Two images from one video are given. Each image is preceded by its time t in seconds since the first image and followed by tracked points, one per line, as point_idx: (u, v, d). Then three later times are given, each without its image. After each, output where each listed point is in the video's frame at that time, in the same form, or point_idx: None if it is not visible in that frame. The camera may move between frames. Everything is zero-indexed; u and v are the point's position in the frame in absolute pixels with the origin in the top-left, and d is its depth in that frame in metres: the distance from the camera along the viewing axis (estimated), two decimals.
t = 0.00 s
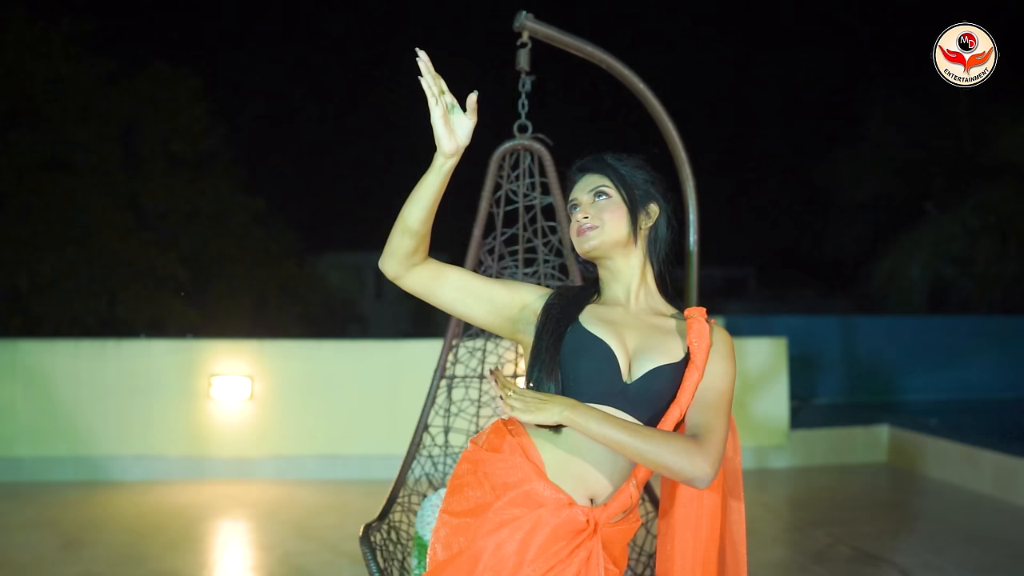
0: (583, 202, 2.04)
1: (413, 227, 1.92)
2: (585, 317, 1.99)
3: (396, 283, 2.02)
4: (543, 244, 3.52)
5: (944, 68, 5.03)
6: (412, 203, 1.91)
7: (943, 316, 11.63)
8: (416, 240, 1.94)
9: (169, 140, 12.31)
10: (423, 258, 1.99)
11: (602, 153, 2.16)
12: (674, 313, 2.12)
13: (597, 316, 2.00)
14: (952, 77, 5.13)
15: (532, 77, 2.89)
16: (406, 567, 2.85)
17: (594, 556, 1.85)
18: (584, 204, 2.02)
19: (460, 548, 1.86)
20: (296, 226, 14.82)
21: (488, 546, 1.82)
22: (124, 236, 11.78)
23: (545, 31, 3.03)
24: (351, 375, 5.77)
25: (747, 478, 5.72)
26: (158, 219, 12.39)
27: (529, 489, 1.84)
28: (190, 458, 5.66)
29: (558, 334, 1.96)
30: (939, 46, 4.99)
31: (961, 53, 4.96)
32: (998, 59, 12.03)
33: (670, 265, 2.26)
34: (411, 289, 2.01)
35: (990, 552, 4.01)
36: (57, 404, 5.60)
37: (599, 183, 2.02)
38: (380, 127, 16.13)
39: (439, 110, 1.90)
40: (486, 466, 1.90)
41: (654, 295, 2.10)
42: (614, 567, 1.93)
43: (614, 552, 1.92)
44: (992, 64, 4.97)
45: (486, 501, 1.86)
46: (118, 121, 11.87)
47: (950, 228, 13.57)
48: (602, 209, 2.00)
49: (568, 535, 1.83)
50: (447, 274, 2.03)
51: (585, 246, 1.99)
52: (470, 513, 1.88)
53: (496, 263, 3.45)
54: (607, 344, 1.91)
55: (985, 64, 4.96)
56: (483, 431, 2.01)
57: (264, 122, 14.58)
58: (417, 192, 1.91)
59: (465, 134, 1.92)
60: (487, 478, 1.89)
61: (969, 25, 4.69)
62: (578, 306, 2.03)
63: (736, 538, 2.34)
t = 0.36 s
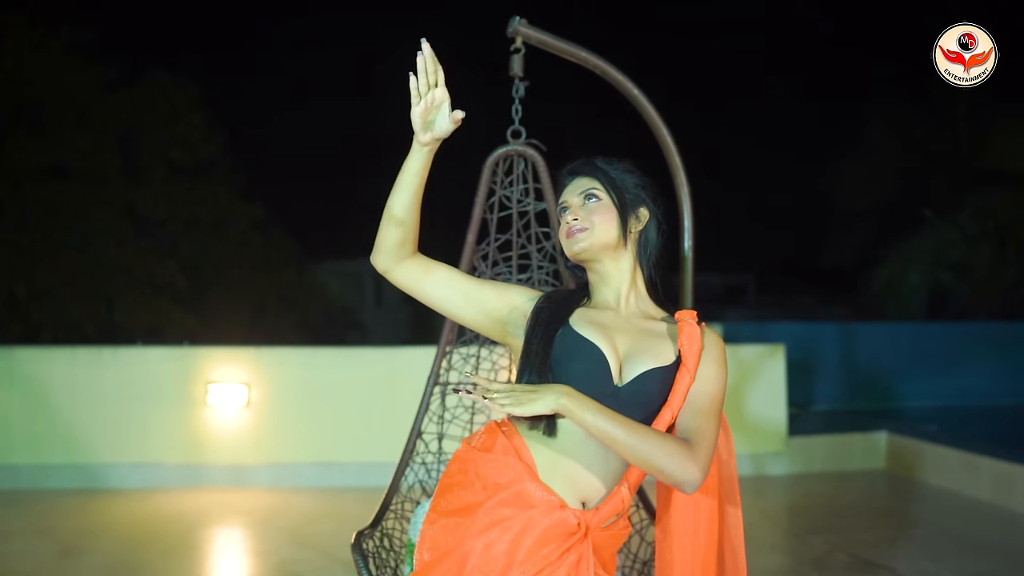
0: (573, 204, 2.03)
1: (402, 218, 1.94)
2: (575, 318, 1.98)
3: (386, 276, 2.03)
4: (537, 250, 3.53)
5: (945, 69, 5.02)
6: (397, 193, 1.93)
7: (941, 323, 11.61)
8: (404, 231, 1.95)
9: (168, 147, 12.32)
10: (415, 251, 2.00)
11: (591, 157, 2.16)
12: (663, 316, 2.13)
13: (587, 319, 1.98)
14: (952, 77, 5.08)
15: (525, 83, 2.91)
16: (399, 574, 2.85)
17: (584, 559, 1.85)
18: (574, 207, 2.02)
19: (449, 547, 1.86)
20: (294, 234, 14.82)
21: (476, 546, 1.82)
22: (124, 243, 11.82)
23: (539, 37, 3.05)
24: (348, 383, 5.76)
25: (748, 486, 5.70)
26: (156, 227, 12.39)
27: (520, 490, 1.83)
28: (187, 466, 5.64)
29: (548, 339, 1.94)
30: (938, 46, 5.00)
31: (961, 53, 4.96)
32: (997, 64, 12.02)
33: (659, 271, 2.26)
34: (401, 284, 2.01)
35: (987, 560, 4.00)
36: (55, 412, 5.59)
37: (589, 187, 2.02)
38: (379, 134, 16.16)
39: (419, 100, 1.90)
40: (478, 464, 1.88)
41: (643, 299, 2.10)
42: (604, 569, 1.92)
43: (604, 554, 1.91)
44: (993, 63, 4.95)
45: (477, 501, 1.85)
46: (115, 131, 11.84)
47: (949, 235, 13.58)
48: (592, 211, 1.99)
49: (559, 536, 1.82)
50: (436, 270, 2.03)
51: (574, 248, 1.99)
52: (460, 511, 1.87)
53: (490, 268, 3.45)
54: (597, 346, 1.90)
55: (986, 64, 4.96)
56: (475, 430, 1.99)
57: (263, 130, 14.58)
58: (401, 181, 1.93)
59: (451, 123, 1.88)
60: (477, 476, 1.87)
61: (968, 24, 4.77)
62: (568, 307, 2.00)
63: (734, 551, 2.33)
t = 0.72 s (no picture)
0: (558, 206, 2.02)
1: (386, 196, 1.95)
2: (561, 321, 1.96)
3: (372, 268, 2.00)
4: (529, 254, 3.50)
5: (945, 68, 5.04)
6: (380, 170, 1.95)
7: (940, 328, 11.61)
8: (390, 211, 1.96)
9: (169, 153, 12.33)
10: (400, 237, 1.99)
11: (577, 158, 2.15)
12: (649, 320, 2.11)
13: (573, 322, 1.96)
14: (952, 77, 5.11)
15: (516, 86, 2.90)
16: None
17: (571, 561, 1.83)
18: (559, 208, 2.00)
19: (434, 544, 1.84)
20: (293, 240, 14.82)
21: (461, 543, 1.81)
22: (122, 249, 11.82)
23: (530, 40, 3.06)
24: (345, 388, 5.74)
25: (746, 492, 5.68)
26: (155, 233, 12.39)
27: (508, 488, 1.82)
28: (182, 472, 5.62)
29: (534, 341, 1.92)
30: (938, 46, 5.01)
31: (961, 53, 4.97)
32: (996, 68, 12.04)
33: (645, 274, 2.26)
34: (387, 273, 1.98)
35: (985, 566, 3.98)
36: (50, 418, 5.57)
37: (575, 189, 2.01)
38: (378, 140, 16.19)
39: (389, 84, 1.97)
40: (466, 460, 1.87)
41: (628, 302, 2.09)
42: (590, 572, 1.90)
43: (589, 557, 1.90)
44: (993, 63, 4.98)
45: (464, 498, 1.84)
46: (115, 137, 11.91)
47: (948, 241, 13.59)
48: (578, 213, 1.98)
49: (545, 537, 1.81)
50: (422, 263, 2.00)
51: (559, 250, 1.98)
52: (446, 506, 1.86)
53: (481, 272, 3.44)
54: (584, 349, 1.88)
55: (986, 64, 4.97)
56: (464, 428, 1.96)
57: (263, 136, 14.60)
58: (382, 161, 1.96)
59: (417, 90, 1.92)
60: (465, 472, 1.86)
61: (967, 25, 4.78)
62: (555, 311, 1.99)
63: (730, 554, 2.32)
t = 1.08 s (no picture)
0: (544, 204, 2.00)
1: (367, 167, 1.91)
2: (544, 322, 1.94)
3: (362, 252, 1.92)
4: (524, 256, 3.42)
5: (945, 68, 5.06)
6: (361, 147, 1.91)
7: (945, 333, 11.56)
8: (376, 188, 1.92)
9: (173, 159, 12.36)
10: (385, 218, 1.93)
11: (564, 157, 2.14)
12: (634, 321, 2.09)
13: (555, 322, 1.94)
14: (953, 77, 5.14)
15: (510, 86, 2.94)
16: None
17: (556, 564, 1.80)
18: (545, 206, 1.99)
19: (416, 551, 1.82)
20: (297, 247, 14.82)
21: (443, 549, 1.79)
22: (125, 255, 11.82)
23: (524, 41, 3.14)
24: (345, 393, 5.73)
25: (749, 498, 5.65)
26: (158, 239, 12.39)
27: (489, 492, 1.80)
28: (182, 478, 5.61)
29: (519, 338, 1.90)
30: (938, 46, 5.04)
31: (961, 53, 4.99)
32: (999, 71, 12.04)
33: (629, 274, 2.24)
34: (375, 252, 1.90)
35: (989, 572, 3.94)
36: (49, 423, 5.56)
37: (561, 186, 2.00)
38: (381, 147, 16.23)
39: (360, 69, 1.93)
40: (448, 466, 1.85)
41: (614, 304, 2.07)
42: None
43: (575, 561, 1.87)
44: (993, 63, 5.00)
45: (445, 504, 1.82)
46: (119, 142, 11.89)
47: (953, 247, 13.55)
48: (564, 211, 1.97)
49: (529, 540, 1.78)
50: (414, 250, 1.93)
51: (544, 249, 1.96)
52: (428, 513, 1.84)
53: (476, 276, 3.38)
54: (566, 350, 1.86)
55: (986, 64, 4.99)
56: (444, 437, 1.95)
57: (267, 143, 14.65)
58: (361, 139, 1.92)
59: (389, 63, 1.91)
60: (446, 479, 1.84)
61: (968, 24, 4.80)
62: (540, 310, 1.97)
63: (723, 555, 2.31)
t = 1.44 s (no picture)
0: (542, 207, 1.99)
1: (351, 165, 1.88)
2: (537, 324, 1.92)
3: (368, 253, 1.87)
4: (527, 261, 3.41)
5: (945, 68, 5.03)
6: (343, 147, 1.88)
7: (962, 339, 11.45)
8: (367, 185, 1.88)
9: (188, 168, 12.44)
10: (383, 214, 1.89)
11: (562, 160, 2.13)
12: (629, 326, 2.07)
13: (549, 324, 1.92)
14: (954, 76, 5.16)
15: (513, 90, 2.93)
16: None
17: None
18: (543, 209, 1.97)
19: None
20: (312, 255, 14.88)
21: (441, 572, 1.75)
22: (140, 262, 11.91)
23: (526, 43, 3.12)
24: (356, 399, 5.72)
25: (763, 505, 5.61)
26: (174, 246, 12.48)
27: (480, 510, 1.77)
28: (193, 485, 5.62)
29: (514, 336, 1.88)
30: (938, 47, 5.01)
31: (961, 53, 4.95)
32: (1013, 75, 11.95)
33: (625, 275, 2.23)
34: (379, 247, 1.85)
35: None
36: (60, 428, 5.58)
37: (560, 189, 1.98)
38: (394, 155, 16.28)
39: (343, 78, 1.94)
40: (437, 488, 1.82)
41: (609, 308, 2.05)
42: None
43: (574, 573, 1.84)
44: (993, 63, 4.99)
45: (439, 528, 1.79)
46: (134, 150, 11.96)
47: (969, 253, 13.44)
48: (563, 214, 1.95)
49: (526, 554, 1.75)
50: (417, 251, 1.88)
51: (542, 251, 1.94)
52: (421, 537, 1.81)
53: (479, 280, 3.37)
54: (559, 353, 1.83)
55: (987, 64, 4.96)
56: (432, 457, 1.92)
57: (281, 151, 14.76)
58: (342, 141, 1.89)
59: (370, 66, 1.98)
60: (437, 502, 1.81)
61: (968, 24, 4.77)
62: (535, 311, 1.95)
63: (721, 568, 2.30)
